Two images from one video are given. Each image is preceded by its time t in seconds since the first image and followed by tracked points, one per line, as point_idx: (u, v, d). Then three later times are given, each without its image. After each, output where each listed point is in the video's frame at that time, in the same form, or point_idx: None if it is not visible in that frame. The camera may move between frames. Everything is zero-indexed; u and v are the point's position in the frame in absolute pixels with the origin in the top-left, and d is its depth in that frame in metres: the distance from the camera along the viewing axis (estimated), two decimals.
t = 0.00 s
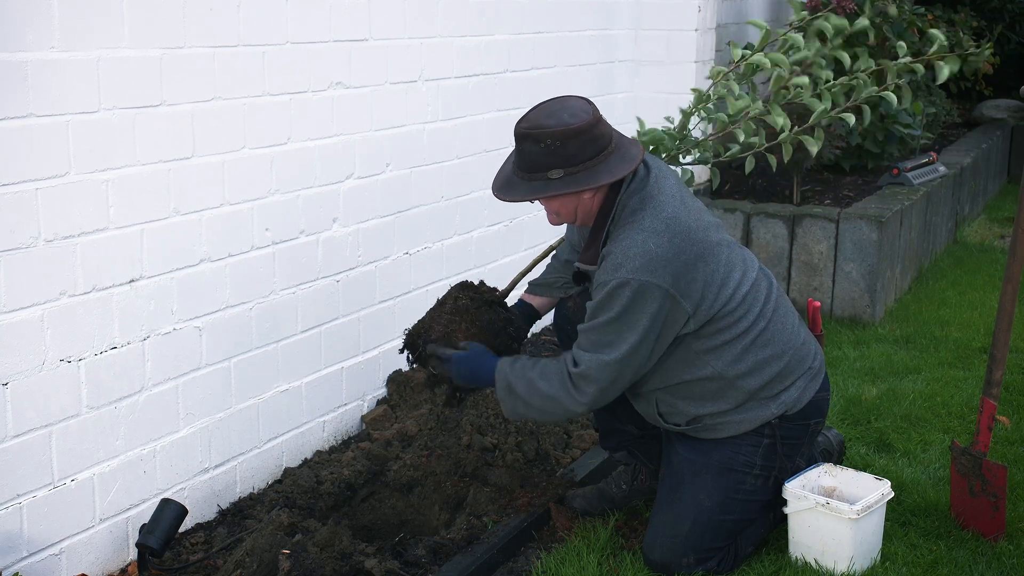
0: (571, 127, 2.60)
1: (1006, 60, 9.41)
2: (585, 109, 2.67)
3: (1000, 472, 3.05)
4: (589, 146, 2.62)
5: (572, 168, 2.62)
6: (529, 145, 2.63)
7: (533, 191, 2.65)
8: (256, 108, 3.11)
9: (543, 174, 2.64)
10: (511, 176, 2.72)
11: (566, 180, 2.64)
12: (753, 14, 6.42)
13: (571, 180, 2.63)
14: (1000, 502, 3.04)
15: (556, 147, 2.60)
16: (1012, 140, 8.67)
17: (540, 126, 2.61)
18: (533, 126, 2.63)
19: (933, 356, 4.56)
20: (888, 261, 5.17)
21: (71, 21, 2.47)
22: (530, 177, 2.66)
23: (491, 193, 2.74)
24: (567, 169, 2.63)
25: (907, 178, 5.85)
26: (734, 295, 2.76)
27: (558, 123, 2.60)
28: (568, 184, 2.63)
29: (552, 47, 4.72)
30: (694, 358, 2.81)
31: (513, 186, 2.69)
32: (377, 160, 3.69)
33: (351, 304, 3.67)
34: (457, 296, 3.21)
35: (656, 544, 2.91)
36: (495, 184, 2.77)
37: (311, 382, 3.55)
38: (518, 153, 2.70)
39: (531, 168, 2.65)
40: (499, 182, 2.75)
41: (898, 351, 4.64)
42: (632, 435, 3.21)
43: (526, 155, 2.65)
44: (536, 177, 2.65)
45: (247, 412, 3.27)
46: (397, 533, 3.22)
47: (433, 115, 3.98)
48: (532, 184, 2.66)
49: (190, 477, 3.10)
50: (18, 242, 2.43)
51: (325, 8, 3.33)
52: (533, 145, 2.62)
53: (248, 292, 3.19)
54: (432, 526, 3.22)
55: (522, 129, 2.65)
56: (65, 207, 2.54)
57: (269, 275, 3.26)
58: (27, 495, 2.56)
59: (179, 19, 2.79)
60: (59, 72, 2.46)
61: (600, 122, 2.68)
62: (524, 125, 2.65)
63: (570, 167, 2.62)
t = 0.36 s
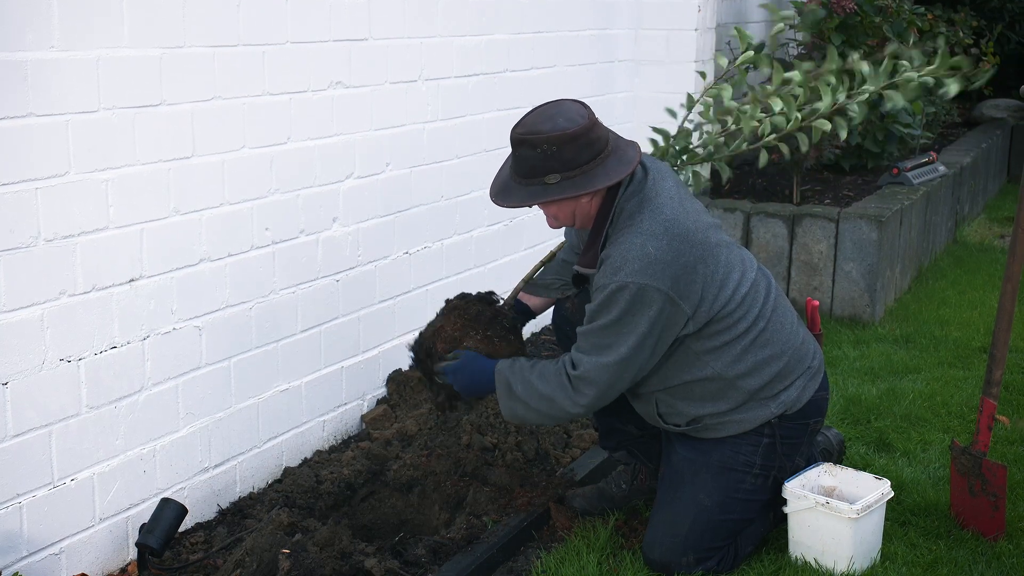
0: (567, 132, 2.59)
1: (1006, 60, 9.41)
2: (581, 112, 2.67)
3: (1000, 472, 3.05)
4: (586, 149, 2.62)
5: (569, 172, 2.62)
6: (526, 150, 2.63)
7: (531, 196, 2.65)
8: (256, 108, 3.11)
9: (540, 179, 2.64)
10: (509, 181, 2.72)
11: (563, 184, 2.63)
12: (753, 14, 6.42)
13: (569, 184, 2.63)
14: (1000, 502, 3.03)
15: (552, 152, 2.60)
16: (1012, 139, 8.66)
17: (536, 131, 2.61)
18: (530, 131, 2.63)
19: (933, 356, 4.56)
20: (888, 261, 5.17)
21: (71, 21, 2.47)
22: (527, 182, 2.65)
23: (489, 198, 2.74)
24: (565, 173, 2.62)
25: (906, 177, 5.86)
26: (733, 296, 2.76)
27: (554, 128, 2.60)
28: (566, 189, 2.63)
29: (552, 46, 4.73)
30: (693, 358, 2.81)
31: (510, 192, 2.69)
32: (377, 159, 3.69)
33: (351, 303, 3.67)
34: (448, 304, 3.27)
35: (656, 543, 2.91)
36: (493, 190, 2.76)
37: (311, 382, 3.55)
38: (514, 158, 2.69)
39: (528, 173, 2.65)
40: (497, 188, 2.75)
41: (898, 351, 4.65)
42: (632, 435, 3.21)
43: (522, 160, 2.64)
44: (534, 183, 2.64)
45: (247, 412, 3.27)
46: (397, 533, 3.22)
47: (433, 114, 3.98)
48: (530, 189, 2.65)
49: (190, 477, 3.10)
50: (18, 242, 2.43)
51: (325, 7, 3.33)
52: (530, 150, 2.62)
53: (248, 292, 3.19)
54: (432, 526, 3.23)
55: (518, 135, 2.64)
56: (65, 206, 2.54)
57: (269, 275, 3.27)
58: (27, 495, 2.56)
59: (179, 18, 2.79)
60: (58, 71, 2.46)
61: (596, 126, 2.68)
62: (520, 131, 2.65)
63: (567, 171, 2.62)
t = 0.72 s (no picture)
0: (565, 131, 2.59)
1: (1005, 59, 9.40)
2: (579, 112, 2.67)
3: (999, 471, 3.05)
4: (583, 149, 2.62)
5: (566, 172, 2.62)
6: (523, 150, 2.63)
7: (529, 196, 2.65)
8: (256, 108, 3.11)
9: (537, 179, 2.63)
10: (507, 181, 2.72)
11: (561, 184, 2.63)
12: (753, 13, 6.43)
13: (566, 184, 2.62)
14: (1000, 501, 3.03)
15: (550, 151, 2.60)
16: (1012, 139, 8.66)
17: (534, 131, 2.61)
18: (527, 131, 2.62)
19: (933, 355, 4.56)
20: (888, 260, 5.17)
21: (71, 20, 2.47)
22: (525, 182, 2.65)
23: (488, 197, 2.74)
24: (563, 173, 2.62)
25: (906, 177, 5.87)
26: (733, 295, 2.76)
27: (551, 128, 2.60)
28: (564, 188, 2.62)
29: (552, 45, 4.73)
30: (693, 358, 2.82)
31: (508, 191, 2.69)
32: (376, 158, 3.68)
33: (351, 302, 3.67)
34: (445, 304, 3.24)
35: (656, 542, 2.91)
36: (491, 189, 2.76)
37: (311, 381, 3.55)
38: (512, 158, 2.69)
39: (526, 173, 2.65)
40: (496, 187, 2.75)
41: (898, 350, 4.65)
42: (632, 434, 3.22)
43: (520, 159, 2.64)
44: (532, 182, 2.64)
45: (247, 412, 3.27)
46: (396, 533, 3.21)
47: (433, 113, 3.97)
48: (527, 189, 2.65)
49: (190, 476, 3.11)
50: (19, 241, 2.43)
51: (325, 6, 3.33)
52: (528, 150, 2.62)
53: (249, 291, 3.19)
54: (432, 525, 3.23)
55: (516, 134, 2.64)
56: (65, 205, 2.54)
57: (268, 275, 3.26)
58: (28, 494, 2.57)
59: (178, 18, 2.79)
60: (58, 71, 2.46)
61: (594, 125, 2.67)
62: (518, 130, 2.65)
63: (565, 171, 2.62)
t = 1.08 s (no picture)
0: (569, 127, 2.59)
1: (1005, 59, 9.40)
2: (582, 108, 2.67)
3: (999, 471, 3.05)
4: (587, 145, 2.62)
5: (570, 168, 2.62)
6: (527, 145, 2.63)
7: (532, 191, 2.65)
8: (256, 108, 3.11)
9: (541, 174, 2.63)
10: (509, 177, 2.72)
11: (564, 180, 2.63)
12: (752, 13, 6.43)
13: (570, 180, 2.62)
14: (1000, 501, 3.03)
15: (554, 147, 2.60)
16: (1012, 139, 8.66)
17: (537, 127, 2.61)
18: (531, 126, 2.62)
19: (933, 355, 4.56)
20: (888, 260, 5.17)
21: (71, 20, 2.47)
22: (528, 178, 2.65)
23: (489, 194, 2.74)
24: (566, 169, 2.62)
25: (906, 177, 5.87)
26: (731, 294, 2.76)
27: (555, 124, 2.60)
28: (567, 184, 2.62)
29: (552, 45, 4.73)
30: (690, 357, 2.81)
31: (511, 187, 2.69)
32: (376, 158, 3.69)
33: (352, 302, 3.67)
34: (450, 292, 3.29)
35: (656, 542, 2.91)
36: (493, 186, 2.76)
37: (312, 381, 3.56)
38: (515, 154, 2.69)
39: (529, 169, 2.65)
40: (497, 183, 2.74)
41: (898, 350, 4.65)
42: (632, 433, 3.21)
43: (523, 155, 2.64)
44: (535, 178, 2.64)
45: (247, 411, 3.28)
46: (396, 532, 3.22)
47: (433, 113, 3.98)
48: (530, 185, 2.65)
49: (190, 476, 3.11)
50: (18, 241, 2.43)
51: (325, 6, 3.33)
52: (531, 145, 2.62)
53: (249, 290, 3.19)
54: (432, 525, 3.23)
55: (518, 130, 2.64)
56: (65, 204, 2.53)
57: (268, 274, 3.26)
58: (28, 493, 2.56)
59: (179, 17, 2.79)
60: (58, 70, 2.46)
61: (597, 122, 2.68)
62: (521, 126, 2.64)
63: (568, 167, 2.62)
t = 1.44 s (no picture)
0: (564, 136, 2.59)
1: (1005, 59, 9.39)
2: (576, 116, 2.67)
3: (999, 471, 3.05)
4: (581, 154, 2.62)
5: (564, 177, 2.62)
6: (521, 154, 2.62)
7: (526, 200, 2.64)
8: (256, 108, 3.11)
9: (536, 183, 2.63)
10: (504, 185, 2.71)
11: (559, 188, 2.63)
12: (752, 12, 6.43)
13: (564, 189, 2.62)
14: (1000, 501, 3.03)
15: (548, 156, 2.59)
16: (1012, 139, 8.66)
17: (532, 136, 2.61)
18: (526, 135, 2.62)
19: (933, 355, 4.56)
20: (888, 260, 5.17)
21: (71, 19, 2.47)
22: (522, 186, 2.65)
23: (484, 202, 2.73)
24: (560, 178, 2.62)
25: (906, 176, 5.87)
26: (728, 297, 2.75)
27: (550, 132, 2.60)
28: (561, 193, 2.62)
29: (552, 45, 4.73)
30: (689, 359, 2.81)
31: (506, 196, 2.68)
32: (376, 158, 3.68)
33: (352, 302, 3.67)
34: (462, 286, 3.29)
35: (656, 542, 2.91)
36: (487, 193, 2.75)
37: (312, 380, 3.56)
38: (509, 162, 2.68)
39: (524, 177, 2.64)
40: (491, 191, 2.74)
41: (898, 350, 4.65)
42: (632, 432, 3.21)
43: (518, 164, 2.64)
44: (529, 186, 2.64)
45: (247, 411, 3.27)
46: (396, 532, 3.21)
47: (433, 113, 3.98)
48: (525, 193, 2.64)
49: (190, 476, 3.10)
50: (18, 240, 2.43)
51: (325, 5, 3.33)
52: (526, 154, 2.61)
53: (248, 290, 3.19)
54: (432, 525, 3.23)
55: (513, 139, 2.64)
56: (65, 204, 2.53)
57: (268, 273, 3.26)
58: (28, 493, 2.57)
59: (179, 17, 2.79)
60: (58, 70, 2.46)
61: (592, 130, 2.68)
62: (516, 134, 2.64)
63: (563, 176, 2.62)
